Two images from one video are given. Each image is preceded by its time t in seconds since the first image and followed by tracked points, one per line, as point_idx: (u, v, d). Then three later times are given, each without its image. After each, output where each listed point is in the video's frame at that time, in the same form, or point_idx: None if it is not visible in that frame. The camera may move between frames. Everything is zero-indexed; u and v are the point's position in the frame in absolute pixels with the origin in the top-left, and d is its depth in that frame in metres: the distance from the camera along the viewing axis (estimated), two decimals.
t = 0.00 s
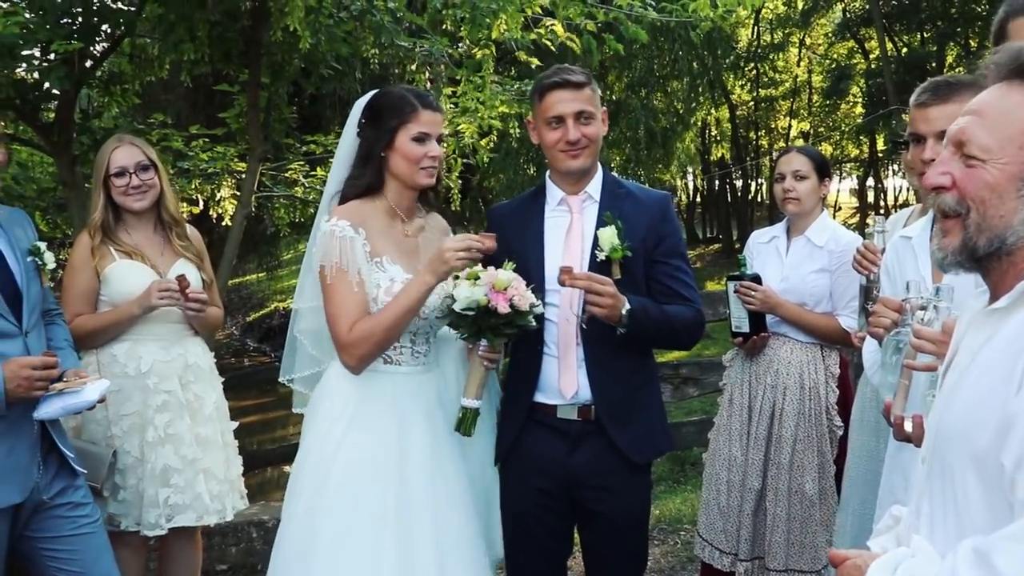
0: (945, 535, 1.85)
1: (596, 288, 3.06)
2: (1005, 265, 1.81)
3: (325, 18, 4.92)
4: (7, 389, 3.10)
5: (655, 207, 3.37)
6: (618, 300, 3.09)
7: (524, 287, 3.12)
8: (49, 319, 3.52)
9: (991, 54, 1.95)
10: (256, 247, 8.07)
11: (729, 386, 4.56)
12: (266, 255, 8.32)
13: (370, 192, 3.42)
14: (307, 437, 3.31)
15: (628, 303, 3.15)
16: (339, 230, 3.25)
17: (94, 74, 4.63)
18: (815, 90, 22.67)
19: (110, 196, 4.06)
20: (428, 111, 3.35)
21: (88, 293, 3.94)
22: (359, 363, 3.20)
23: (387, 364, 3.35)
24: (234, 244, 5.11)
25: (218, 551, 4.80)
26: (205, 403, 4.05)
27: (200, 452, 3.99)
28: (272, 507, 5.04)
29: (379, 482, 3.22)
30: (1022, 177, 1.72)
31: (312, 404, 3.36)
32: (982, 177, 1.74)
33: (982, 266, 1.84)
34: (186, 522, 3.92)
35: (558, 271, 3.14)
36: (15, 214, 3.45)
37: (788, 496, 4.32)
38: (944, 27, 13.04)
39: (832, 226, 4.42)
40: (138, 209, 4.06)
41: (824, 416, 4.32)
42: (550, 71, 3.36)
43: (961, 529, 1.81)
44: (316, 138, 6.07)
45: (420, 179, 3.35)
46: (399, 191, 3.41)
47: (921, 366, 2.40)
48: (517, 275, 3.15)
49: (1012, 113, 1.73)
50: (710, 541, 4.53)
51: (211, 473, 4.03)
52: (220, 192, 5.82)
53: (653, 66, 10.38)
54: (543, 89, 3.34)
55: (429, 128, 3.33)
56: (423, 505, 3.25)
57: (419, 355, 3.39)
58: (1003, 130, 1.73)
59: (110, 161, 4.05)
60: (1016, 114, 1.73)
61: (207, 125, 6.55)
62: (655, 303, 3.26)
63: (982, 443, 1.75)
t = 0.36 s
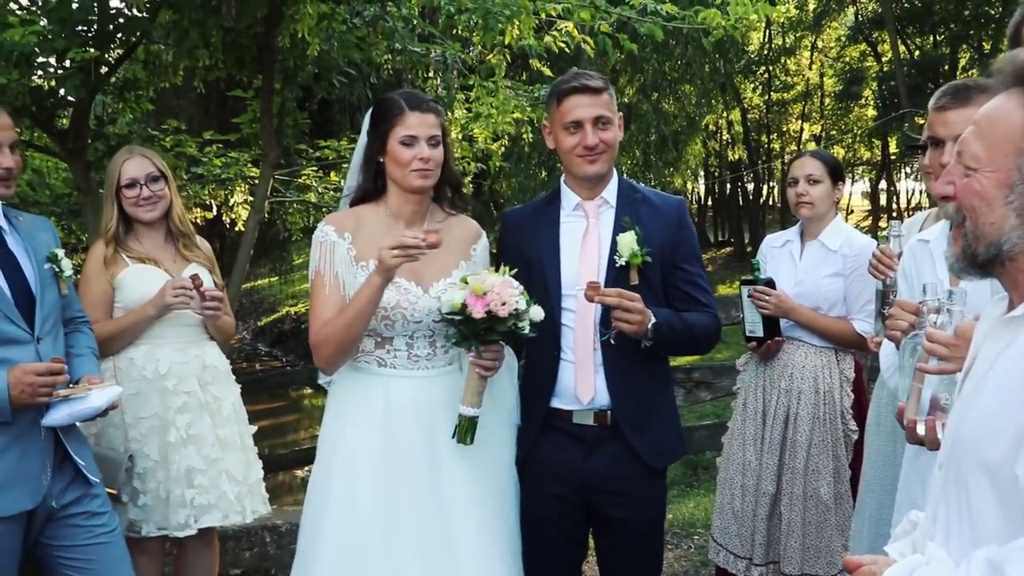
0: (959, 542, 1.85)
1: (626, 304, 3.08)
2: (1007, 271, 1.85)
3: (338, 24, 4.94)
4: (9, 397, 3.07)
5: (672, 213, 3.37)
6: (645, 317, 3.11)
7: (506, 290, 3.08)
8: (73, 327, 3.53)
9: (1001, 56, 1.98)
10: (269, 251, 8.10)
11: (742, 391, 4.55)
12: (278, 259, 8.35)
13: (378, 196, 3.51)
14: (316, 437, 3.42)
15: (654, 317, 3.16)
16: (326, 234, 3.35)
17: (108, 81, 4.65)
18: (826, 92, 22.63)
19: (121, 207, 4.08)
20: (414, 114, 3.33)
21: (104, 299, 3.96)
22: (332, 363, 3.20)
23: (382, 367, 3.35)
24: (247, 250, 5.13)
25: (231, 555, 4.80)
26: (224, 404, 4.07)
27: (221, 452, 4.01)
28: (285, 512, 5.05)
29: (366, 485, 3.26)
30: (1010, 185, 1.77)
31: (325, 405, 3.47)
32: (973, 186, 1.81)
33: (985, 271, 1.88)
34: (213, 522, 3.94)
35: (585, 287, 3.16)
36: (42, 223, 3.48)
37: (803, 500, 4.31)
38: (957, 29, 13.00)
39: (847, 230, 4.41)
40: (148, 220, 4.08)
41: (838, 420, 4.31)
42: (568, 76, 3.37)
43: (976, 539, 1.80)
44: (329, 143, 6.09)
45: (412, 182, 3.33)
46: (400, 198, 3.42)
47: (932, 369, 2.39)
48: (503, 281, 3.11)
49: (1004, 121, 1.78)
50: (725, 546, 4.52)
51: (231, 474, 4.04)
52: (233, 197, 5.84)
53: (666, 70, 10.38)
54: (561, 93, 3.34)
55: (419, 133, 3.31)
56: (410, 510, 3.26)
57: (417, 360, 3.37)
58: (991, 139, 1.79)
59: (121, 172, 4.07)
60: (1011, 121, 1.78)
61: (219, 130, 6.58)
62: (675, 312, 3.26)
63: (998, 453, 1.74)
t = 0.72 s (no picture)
0: (976, 548, 1.84)
1: (643, 306, 3.06)
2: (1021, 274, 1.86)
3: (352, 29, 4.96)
4: (19, 403, 3.05)
5: (688, 217, 3.37)
6: (663, 318, 3.09)
7: (480, 301, 3.00)
8: (92, 333, 3.55)
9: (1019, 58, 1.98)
10: (283, 256, 8.14)
11: (757, 395, 4.55)
12: (292, 264, 8.40)
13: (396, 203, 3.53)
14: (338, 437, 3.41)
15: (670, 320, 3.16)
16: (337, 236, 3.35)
17: (123, 87, 4.67)
18: (839, 95, 22.56)
19: (141, 212, 4.10)
20: (411, 121, 3.30)
21: (122, 305, 3.97)
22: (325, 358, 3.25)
23: (386, 369, 3.29)
24: (262, 255, 5.15)
25: (248, 560, 4.81)
26: (240, 409, 4.09)
27: (236, 457, 4.02)
28: (300, 516, 5.06)
29: (354, 485, 3.18)
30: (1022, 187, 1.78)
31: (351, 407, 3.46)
32: (988, 189, 1.82)
33: (1003, 273, 1.88)
34: (228, 526, 3.95)
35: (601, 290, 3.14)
36: (60, 229, 3.50)
37: (818, 504, 4.30)
38: (971, 32, 12.97)
39: (862, 233, 4.39)
40: (169, 225, 4.10)
41: (854, 424, 4.29)
42: (586, 79, 3.37)
43: (989, 545, 1.79)
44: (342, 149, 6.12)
45: (410, 188, 3.32)
46: (410, 206, 3.41)
47: (945, 370, 2.39)
48: (481, 291, 3.04)
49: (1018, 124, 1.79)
50: (740, 550, 4.52)
51: (246, 479, 4.05)
52: (247, 203, 5.87)
53: (679, 73, 10.39)
54: (579, 97, 3.34)
55: (409, 140, 3.28)
56: (394, 516, 3.13)
57: (419, 363, 3.27)
58: (1003, 142, 1.80)
59: (140, 177, 4.08)
60: None
61: (233, 135, 6.62)
62: (692, 315, 3.26)
63: (1013, 459, 1.74)
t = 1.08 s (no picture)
0: (997, 550, 1.83)
1: (658, 308, 3.05)
2: None
3: (365, 34, 4.98)
4: (43, 408, 3.06)
5: (706, 220, 3.34)
6: (678, 320, 3.09)
7: (487, 307, 2.99)
8: (104, 338, 3.56)
9: None
10: (296, 260, 8.17)
11: (772, 397, 4.54)
12: (305, 268, 8.43)
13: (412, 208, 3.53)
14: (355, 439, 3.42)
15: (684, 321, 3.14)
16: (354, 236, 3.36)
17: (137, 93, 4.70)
18: (850, 96, 22.52)
19: (163, 214, 4.10)
20: (420, 126, 3.32)
21: (137, 309, 3.98)
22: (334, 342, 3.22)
23: (400, 371, 3.29)
24: (276, 259, 5.16)
25: (262, 564, 4.81)
26: (249, 418, 4.10)
27: (243, 467, 4.03)
28: (314, 520, 5.08)
29: (366, 484, 3.19)
30: None
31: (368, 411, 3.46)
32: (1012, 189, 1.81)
33: None
34: (230, 536, 3.94)
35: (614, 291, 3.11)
36: (74, 235, 3.51)
37: (833, 507, 4.29)
38: (984, 33, 12.94)
39: (877, 235, 4.38)
40: (191, 227, 4.11)
41: (870, 427, 4.28)
42: (602, 82, 3.36)
43: (1011, 547, 1.79)
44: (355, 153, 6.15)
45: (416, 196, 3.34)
46: (423, 211, 3.40)
47: (960, 372, 2.37)
48: (491, 297, 3.04)
49: None
50: (755, 553, 4.52)
51: (253, 487, 4.06)
52: (261, 207, 5.90)
53: (690, 76, 10.40)
54: (592, 101, 3.35)
55: (417, 145, 3.31)
56: (403, 514, 3.13)
57: (434, 366, 3.27)
58: None
59: (163, 179, 4.09)
60: None
61: (246, 140, 6.65)
62: (709, 318, 3.25)
63: None
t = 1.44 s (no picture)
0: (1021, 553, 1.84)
1: (664, 276, 3.03)
2: None
3: (376, 37, 4.99)
4: (58, 411, 3.07)
5: (721, 220, 3.34)
6: (686, 290, 3.06)
7: (520, 307, 3.02)
8: (118, 342, 3.57)
9: None
10: (306, 263, 8.20)
11: (784, 399, 4.54)
12: (315, 272, 8.46)
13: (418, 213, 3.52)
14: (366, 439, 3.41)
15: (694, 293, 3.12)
16: (368, 238, 3.35)
17: (148, 97, 4.72)
18: (859, 97, 22.48)
19: (178, 218, 4.11)
20: (437, 129, 3.29)
21: (150, 312, 4.00)
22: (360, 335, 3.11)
23: (416, 375, 3.28)
24: (287, 262, 5.18)
25: (273, 567, 4.82)
26: (257, 425, 4.10)
27: (248, 473, 4.02)
28: (326, 523, 5.09)
29: (384, 484, 3.19)
30: None
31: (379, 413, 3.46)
32: None
33: None
34: (230, 543, 3.94)
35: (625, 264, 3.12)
36: (87, 239, 3.52)
37: (846, 509, 4.28)
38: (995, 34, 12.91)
39: (890, 237, 4.37)
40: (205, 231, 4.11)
41: (882, 428, 4.27)
42: (611, 88, 3.35)
43: None
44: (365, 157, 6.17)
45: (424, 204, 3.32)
46: (436, 214, 3.40)
47: (974, 374, 2.36)
48: (521, 298, 3.06)
49: None
50: (766, 555, 4.52)
51: (259, 493, 4.05)
52: (272, 211, 5.92)
53: (700, 78, 10.40)
54: (598, 107, 3.35)
55: (431, 146, 3.29)
56: (423, 513, 3.13)
57: (451, 368, 3.26)
58: None
59: (179, 183, 4.10)
60: None
61: (256, 144, 6.68)
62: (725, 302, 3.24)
63: None
